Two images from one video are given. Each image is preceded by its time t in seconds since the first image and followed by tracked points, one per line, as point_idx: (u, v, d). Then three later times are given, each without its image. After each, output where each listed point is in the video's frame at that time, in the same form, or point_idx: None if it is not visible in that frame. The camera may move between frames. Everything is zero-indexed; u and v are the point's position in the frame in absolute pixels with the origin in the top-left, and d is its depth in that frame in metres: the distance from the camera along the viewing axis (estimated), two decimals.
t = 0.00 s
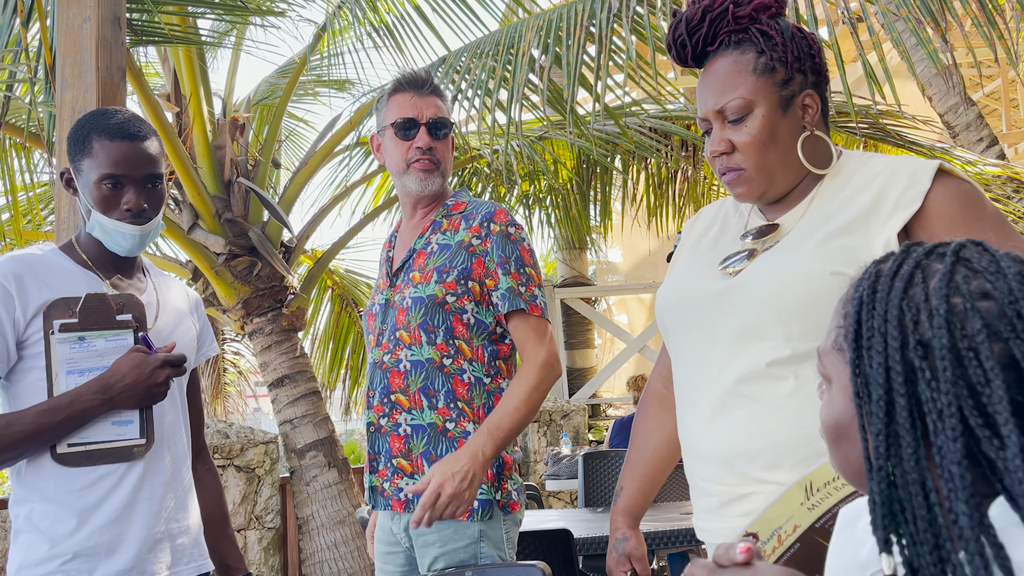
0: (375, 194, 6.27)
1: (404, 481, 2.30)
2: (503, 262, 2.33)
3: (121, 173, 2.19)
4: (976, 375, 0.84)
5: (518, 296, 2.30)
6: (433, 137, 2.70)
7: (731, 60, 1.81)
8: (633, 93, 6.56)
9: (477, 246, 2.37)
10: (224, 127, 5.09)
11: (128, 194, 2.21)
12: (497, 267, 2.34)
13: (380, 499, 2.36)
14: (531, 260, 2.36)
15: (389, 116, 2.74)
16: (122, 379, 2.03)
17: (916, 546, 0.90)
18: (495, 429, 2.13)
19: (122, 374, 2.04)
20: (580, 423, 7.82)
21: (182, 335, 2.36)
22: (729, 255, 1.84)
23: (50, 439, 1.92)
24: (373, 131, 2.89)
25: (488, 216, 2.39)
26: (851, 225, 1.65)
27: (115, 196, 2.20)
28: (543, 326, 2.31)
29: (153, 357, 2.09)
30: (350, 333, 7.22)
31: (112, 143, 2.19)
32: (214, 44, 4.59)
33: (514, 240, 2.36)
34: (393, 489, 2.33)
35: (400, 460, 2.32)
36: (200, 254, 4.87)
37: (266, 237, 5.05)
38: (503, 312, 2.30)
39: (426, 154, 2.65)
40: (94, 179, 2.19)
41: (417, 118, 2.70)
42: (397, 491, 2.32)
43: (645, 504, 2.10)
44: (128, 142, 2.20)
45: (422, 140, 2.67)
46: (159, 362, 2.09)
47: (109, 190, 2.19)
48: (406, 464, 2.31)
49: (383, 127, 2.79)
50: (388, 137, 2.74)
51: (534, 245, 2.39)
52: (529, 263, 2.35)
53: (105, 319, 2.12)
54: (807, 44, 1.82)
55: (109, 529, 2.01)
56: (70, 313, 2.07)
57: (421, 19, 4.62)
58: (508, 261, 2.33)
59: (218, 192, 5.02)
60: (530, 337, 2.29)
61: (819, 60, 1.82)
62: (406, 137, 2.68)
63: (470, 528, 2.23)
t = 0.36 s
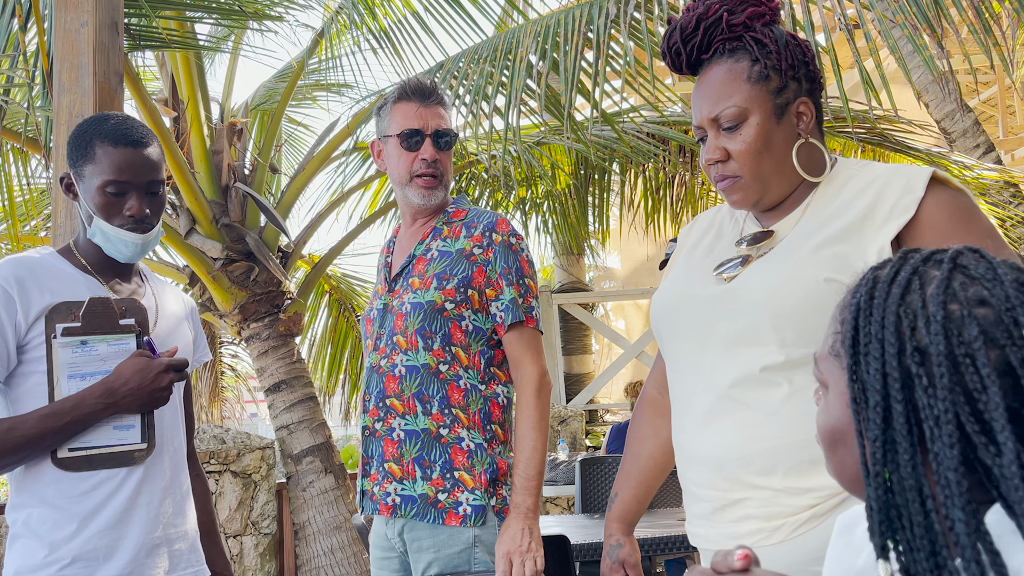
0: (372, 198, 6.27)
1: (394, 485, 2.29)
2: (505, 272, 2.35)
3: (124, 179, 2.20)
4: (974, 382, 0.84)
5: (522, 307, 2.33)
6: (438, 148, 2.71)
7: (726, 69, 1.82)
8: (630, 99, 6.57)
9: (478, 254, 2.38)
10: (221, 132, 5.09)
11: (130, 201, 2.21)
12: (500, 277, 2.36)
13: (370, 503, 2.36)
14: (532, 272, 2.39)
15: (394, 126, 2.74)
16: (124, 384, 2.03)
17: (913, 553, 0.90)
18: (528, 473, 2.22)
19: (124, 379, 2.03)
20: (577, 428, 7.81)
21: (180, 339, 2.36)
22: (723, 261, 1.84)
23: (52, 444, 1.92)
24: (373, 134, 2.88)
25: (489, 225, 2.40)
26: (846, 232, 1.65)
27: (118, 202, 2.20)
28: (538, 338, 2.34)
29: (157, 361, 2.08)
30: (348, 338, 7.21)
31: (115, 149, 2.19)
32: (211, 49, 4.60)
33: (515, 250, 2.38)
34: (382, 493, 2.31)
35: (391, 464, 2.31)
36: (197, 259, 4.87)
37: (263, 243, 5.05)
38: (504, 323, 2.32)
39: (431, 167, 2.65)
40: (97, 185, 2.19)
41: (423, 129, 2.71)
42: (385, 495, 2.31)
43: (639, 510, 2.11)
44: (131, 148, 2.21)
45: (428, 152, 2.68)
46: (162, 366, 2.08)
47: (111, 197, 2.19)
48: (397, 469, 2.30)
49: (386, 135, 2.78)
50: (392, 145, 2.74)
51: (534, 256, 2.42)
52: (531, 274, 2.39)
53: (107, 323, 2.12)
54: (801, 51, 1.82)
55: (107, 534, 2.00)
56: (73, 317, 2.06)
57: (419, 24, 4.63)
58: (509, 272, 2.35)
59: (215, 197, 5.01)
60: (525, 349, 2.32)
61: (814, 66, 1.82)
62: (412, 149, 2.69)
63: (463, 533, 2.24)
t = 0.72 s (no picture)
0: (373, 204, 6.28)
1: (404, 494, 2.30)
2: (513, 283, 2.34)
3: (128, 187, 2.21)
4: (974, 390, 0.85)
5: (527, 317, 2.30)
6: (443, 153, 2.71)
7: (722, 77, 1.83)
8: (631, 105, 6.58)
9: (487, 265, 2.38)
10: (223, 138, 5.11)
11: (133, 207, 2.21)
12: (507, 288, 2.34)
13: (379, 511, 2.36)
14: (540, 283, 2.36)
15: (399, 131, 2.75)
16: (125, 391, 2.03)
17: (913, 561, 0.91)
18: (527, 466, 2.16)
19: (125, 386, 2.04)
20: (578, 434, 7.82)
21: (183, 344, 2.37)
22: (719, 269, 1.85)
23: (53, 450, 1.92)
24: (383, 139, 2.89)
25: (498, 236, 2.40)
26: (841, 241, 1.66)
27: (120, 209, 2.20)
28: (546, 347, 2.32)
29: (157, 368, 2.09)
30: (350, 343, 7.21)
31: (118, 156, 2.20)
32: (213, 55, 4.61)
33: (523, 261, 2.37)
34: (392, 501, 2.32)
35: (400, 473, 2.32)
36: (199, 265, 4.88)
37: (265, 249, 5.05)
38: (511, 333, 2.30)
39: (435, 171, 2.66)
40: (100, 192, 2.19)
41: (428, 134, 2.71)
42: (396, 504, 2.31)
43: (641, 517, 2.10)
44: (134, 155, 2.22)
45: (432, 156, 2.68)
46: (162, 373, 2.09)
47: (114, 204, 2.20)
48: (407, 478, 2.31)
49: (394, 141, 2.79)
50: (398, 150, 2.75)
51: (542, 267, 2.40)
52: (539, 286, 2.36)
53: (107, 329, 2.12)
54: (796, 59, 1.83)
55: (108, 541, 2.00)
56: (73, 324, 2.07)
57: (421, 31, 4.65)
58: (517, 283, 2.33)
59: (217, 204, 5.02)
60: (529, 359, 2.30)
61: (808, 75, 1.83)
62: (416, 153, 2.69)
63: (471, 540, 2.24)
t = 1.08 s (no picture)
0: (379, 213, 6.29)
1: (411, 503, 2.30)
2: (519, 292, 2.33)
3: (123, 190, 2.21)
4: (979, 398, 0.84)
5: (533, 326, 2.30)
6: (443, 160, 2.70)
7: (739, 81, 1.83)
8: (636, 113, 6.59)
9: (493, 274, 2.38)
10: (229, 146, 5.13)
11: (132, 212, 2.22)
12: (513, 296, 2.35)
13: (385, 519, 2.35)
14: (547, 292, 2.36)
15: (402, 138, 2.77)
16: (130, 399, 2.04)
17: (920, 570, 0.90)
18: (527, 475, 2.15)
19: (130, 394, 2.04)
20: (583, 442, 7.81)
21: (189, 353, 2.36)
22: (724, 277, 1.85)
23: (58, 458, 1.92)
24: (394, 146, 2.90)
25: (504, 245, 2.40)
26: (844, 250, 1.66)
27: (120, 214, 2.21)
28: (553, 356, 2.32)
29: (161, 376, 2.09)
30: (355, 352, 7.20)
31: (117, 160, 2.20)
32: (221, 64, 4.64)
33: (530, 269, 2.36)
34: (399, 510, 2.32)
35: (407, 482, 2.32)
36: (205, 273, 4.90)
37: (271, 257, 5.06)
38: (517, 342, 2.30)
39: (433, 178, 2.65)
40: (100, 197, 2.21)
41: (428, 142, 2.71)
42: (402, 512, 2.31)
43: (642, 527, 2.10)
44: (133, 160, 2.22)
45: (429, 164, 2.67)
46: (167, 381, 2.09)
47: (113, 208, 2.21)
48: (413, 487, 2.30)
49: (399, 148, 2.80)
50: (402, 159, 2.77)
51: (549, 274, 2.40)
52: (546, 294, 2.35)
53: (113, 337, 2.13)
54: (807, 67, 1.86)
55: (114, 549, 2.00)
56: (79, 331, 2.07)
57: (426, 40, 4.67)
58: (525, 291, 2.33)
59: (223, 212, 5.04)
60: (535, 366, 2.29)
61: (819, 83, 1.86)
62: (415, 161, 2.70)
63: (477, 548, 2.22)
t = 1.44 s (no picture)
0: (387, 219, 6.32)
1: (420, 509, 2.30)
2: (527, 299, 2.34)
3: (134, 197, 2.22)
4: (992, 402, 0.85)
5: (541, 333, 2.30)
6: (449, 169, 2.70)
7: (746, 85, 1.84)
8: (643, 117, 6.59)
9: (501, 280, 2.38)
10: (238, 153, 5.16)
11: (142, 218, 2.23)
12: (521, 303, 2.35)
13: (395, 524, 2.36)
14: (555, 297, 2.36)
15: (408, 147, 2.77)
16: (144, 405, 2.05)
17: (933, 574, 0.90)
18: (534, 489, 2.17)
19: (144, 400, 2.05)
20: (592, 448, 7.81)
21: (202, 359, 2.37)
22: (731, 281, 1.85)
23: (73, 464, 1.94)
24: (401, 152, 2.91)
25: (512, 251, 2.40)
26: (851, 255, 1.65)
27: (131, 220, 2.23)
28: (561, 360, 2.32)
29: (175, 382, 2.10)
30: (363, 357, 7.21)
31: (128, 167, 2.22)
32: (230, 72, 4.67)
33: (538, 275, 2.37)
34: (408, 515, 2.32)
35: (416, 487, 2.32)
36: (214, 279, 4.92)
37: (280, 263, 5.08)
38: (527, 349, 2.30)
39: (440, 188, 2.65)
40: (111, 204, 2.22)
41: (433, 151, 2.71)
42: (411, 518, 2.31)
43: (648, 533, 2.10)
44: (143, 166, 2.23)
45: (436, 174, 2.68)
46: (181, 387, 2.10)
47: (124, 215, 2.23)
48: (422, 492, 2.31)
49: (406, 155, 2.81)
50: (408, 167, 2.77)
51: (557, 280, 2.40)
52: (553, 300, 2.36)
53: (128, 343, 2.14)
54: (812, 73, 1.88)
55: (127, 555, 2.01)
56: (93, 338, 2.08)
57: (434, 46, 4.69)
58: (533, 298, 2.34)
59: (232, 218, 5.06)
60: (544, 373, 2.30)
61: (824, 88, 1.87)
62: (421, 171, 2.70)
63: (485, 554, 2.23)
